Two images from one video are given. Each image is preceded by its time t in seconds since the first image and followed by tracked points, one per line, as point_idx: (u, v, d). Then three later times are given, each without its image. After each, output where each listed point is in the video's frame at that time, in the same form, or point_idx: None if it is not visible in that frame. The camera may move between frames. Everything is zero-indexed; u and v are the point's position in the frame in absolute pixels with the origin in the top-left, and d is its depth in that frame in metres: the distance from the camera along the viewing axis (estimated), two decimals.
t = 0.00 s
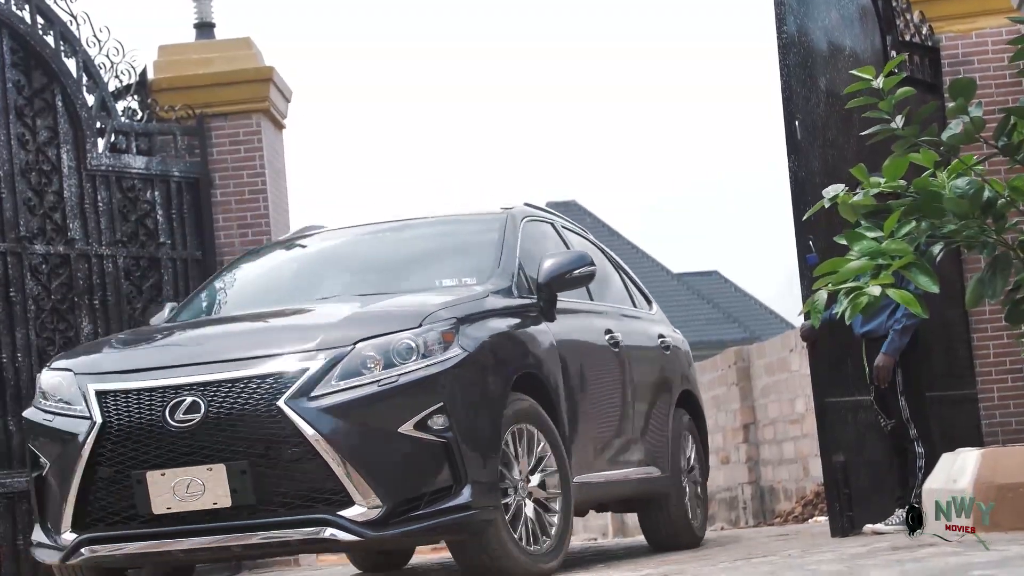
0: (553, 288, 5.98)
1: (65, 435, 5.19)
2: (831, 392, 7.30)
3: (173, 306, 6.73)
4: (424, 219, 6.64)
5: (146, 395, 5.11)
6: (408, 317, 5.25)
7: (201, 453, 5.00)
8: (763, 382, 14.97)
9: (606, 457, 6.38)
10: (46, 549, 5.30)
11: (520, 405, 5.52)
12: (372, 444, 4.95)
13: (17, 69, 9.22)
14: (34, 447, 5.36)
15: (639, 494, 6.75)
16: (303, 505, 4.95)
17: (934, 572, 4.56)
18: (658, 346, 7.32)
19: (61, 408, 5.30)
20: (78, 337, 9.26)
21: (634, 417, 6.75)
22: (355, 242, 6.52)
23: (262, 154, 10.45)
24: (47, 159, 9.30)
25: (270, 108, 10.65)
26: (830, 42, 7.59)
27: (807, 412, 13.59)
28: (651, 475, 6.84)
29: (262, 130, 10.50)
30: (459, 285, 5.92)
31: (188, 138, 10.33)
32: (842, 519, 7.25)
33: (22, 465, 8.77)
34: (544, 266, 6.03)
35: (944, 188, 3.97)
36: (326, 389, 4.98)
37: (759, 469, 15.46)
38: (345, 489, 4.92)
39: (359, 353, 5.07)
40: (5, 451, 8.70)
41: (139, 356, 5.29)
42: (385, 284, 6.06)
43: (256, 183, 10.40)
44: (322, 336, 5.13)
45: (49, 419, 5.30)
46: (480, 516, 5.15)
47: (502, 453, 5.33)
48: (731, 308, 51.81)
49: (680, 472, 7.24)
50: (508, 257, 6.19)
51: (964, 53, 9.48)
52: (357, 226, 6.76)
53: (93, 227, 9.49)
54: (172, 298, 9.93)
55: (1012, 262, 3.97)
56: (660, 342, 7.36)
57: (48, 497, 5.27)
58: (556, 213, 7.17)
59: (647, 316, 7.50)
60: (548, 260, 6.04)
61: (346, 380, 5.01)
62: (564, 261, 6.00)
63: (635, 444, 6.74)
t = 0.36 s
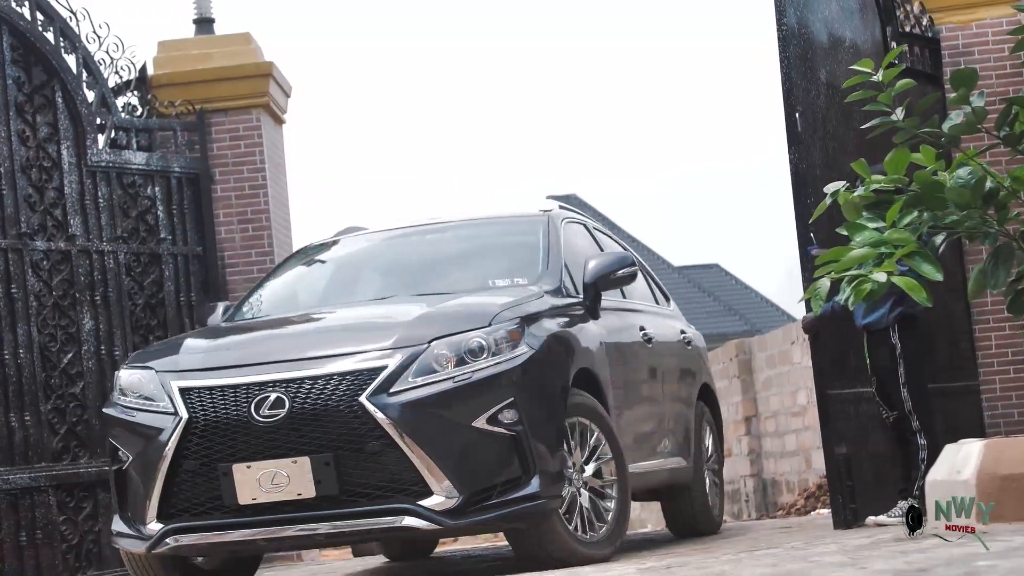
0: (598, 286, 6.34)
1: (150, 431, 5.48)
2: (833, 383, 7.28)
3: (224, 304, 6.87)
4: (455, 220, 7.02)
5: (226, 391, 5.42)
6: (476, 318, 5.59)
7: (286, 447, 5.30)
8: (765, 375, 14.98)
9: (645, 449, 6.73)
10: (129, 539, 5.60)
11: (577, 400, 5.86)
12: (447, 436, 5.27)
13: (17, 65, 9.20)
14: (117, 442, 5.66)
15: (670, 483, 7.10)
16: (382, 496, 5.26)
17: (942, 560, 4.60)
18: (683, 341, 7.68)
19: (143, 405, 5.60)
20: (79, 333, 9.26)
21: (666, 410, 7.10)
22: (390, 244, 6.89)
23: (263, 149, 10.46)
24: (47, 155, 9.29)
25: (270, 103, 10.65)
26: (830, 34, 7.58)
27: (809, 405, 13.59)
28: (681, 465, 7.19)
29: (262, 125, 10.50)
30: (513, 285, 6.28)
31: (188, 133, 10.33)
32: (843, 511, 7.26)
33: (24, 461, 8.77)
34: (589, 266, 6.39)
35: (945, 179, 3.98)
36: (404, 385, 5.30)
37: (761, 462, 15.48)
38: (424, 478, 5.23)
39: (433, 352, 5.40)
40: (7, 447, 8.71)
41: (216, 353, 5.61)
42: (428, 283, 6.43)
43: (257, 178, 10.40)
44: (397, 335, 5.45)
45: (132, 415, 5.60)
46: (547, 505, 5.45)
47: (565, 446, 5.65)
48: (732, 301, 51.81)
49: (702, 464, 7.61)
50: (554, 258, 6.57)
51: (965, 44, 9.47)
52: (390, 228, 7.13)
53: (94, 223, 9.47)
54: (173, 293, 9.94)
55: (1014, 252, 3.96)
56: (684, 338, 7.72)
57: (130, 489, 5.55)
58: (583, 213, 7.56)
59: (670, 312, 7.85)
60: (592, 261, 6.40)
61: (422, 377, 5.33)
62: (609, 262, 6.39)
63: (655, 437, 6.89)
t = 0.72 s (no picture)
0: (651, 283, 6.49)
1: (241, 422, 5.55)
2: (844, 373, 7.25)
3: (283, 301, 7.00)
4: (489, 220, 7.17)
5: (315, 383, 5.51)
6: (555, 315, 5.72)
7: (381, 437, 5.40)
8: (776, 366, 14.96)
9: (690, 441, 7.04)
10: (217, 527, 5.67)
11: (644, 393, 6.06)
12: (532, 425, 5.39)
13: (28, 60, 9.22)
14: (202, 433, 5.73)
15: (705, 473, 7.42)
16: (470, 485, 5.35)
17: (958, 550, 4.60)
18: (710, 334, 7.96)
19: (231, 397, 5.67)
20: (91, 328, 9.29)
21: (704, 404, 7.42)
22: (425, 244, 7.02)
23: (273, 143, 10.46)
24: (59, 150, 9.32)
25: (280, 97, 10.66)
26: (839, 25, 7.59)
27: (820, 396, 13.57)
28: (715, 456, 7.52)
29: (272, 119, 10.50)
30: (573, 283, 6.40)
31: (198, 127, 10.35)
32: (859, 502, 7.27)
33: (37, 456, 8.80)
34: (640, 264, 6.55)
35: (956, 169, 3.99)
36: (489, 377, 5.41)
37: (773, 454, 15.45)
38: (509, 467, 5.35)
39: (517, 345, 5.51)
40: (20, 442, 8.73)
41: (296, 347, 5.73)
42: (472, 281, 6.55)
43: (268, 172, 10.41)
44: (482, 330, 5.57)
45: (221, 407, 5.68)
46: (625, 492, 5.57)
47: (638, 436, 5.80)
48: (743, 293, 51.75)
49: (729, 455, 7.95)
50: (609, 257, 6.71)
51: (975, 34, 9.38)
52: (424, 229, 7.26)
53: (105, 218, 9.49)
54: (185, 287, 9.95)
55: None
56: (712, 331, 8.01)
57: (218, 479, 5.62)
58: (623, 213, 7.79)
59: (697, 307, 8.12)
60: (642, 258, 6.57)
61: (507, 370, 5.45)
62: (662, 258, 6.55)
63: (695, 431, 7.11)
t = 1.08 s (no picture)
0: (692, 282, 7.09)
1: (314, 418, 6.23)
2: (852, 370, 7.32)
3: (327, 302, 7.57)
4: (521, 224, 7.83)
5: (392, 381, 6.18)
6: (611, 317, 6.39)
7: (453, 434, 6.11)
8: (782, 362, 14.98)
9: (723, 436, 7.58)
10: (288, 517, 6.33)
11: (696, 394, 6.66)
12: (599, 422, 6.08)
13: (34, 58, 9.23)
14: (273, 429, 6.40)
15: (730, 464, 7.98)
16: (540, 475, 6.04)
17: (962, 544, 4.64)
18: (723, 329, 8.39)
19: (302, 394, 6.35)
20: (98, 326, 9.31)
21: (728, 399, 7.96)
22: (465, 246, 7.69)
23: (280, 140, 10.48)
24: (65, 148, 9.32)
25: (287, 95, 10.66)
26: (847, 21, 7.55)
27: (827, 393, 13.56)
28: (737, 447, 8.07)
29: (279, 116, 10.53)
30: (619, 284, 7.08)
31: (204, 124, 10.35)
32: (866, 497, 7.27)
33: (44, 454, 8.81)
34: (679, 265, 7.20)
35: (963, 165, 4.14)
36: (561, 375, 6.11)
37: (779, 451, 15.38)
38: (579, 460, 6.04)
39: (584, 344, 6.22)
40: (27, 440, 8.74)
41: (372, 345, 6.40)
42: (517, 282, 7.23)
43: (274, 169, 10.41)
44: (546, 332, 6.27)
45: (292, 405, 6.34)
46: (681, 481, 6.26)
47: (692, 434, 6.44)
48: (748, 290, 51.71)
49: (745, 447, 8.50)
50: (647, 259, 7.40)
51: (981, 30, 9.33)
52: (461, 232, 7.92)
53: (112, 215, 9.50)
54: (192, 285, 9.97)
55: None
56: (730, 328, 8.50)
57: (290, 471, 6.29)
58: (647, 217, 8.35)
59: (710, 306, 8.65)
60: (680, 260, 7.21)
61: (576, 368, 6.14)
62: (700, 260, 7.20)
63: (728, 420, 7.66)
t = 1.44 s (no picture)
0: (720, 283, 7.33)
1: (372, 414, 6.24)
2: (856, 366, 7.29)
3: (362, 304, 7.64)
4: (547, 228, 7.92)
5: (446, 377, 6.20)
6: (657, 314, 6.41)
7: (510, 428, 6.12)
8: (788, 360, 14.96)
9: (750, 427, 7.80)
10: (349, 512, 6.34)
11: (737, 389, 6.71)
12: (648, 416, 6.09)
13: (39, 57, 9.23)
14: (330, 425, 6.41)
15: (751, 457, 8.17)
16: (591, 468, 6.05)
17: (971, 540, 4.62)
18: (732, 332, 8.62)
19: (357, 391, 6.36)
20: (103, 324, 9.31)
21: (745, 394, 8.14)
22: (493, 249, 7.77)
23: (284, 138, 10.48)
24: (70, 146, 9.33)
25: (291, 93, 10.66)
26: (851, 17, 7.54)
27: (832, 389, 13.54)
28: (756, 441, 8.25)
29: (283, 114, 10.53)
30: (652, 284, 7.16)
31: (209, 122, 10.36)
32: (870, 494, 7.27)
33: (50, 452, 8.80)
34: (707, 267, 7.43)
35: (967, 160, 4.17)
36: (610, 371, 6.12)
37: (785, 447, 15.38)
38: (630, 452, 6.04)
39: (631, 340, 6.23)
40: (33, 438, 8.72)
41: (418, 343, 6.43)
42: (548, 283, 7.30)
43: (279, 167, 10.44)
44: (596, 328, 6.28)
45: (350, 402, 6.35)
46: (725, 476, 6.26)
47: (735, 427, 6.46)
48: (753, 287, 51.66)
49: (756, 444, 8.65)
50: (678, 262, 7.49)
51: (986, 26, 9.16)
52: (487, 236, 8.00)
53: (116, 213, 9.51)
54: (196, 283, 9.98)
55: None
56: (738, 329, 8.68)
57: (349, 466, 6.29)
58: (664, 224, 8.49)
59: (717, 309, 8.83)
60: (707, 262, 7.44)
61: (625, 363, 6.15)
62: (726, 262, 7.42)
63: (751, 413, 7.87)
